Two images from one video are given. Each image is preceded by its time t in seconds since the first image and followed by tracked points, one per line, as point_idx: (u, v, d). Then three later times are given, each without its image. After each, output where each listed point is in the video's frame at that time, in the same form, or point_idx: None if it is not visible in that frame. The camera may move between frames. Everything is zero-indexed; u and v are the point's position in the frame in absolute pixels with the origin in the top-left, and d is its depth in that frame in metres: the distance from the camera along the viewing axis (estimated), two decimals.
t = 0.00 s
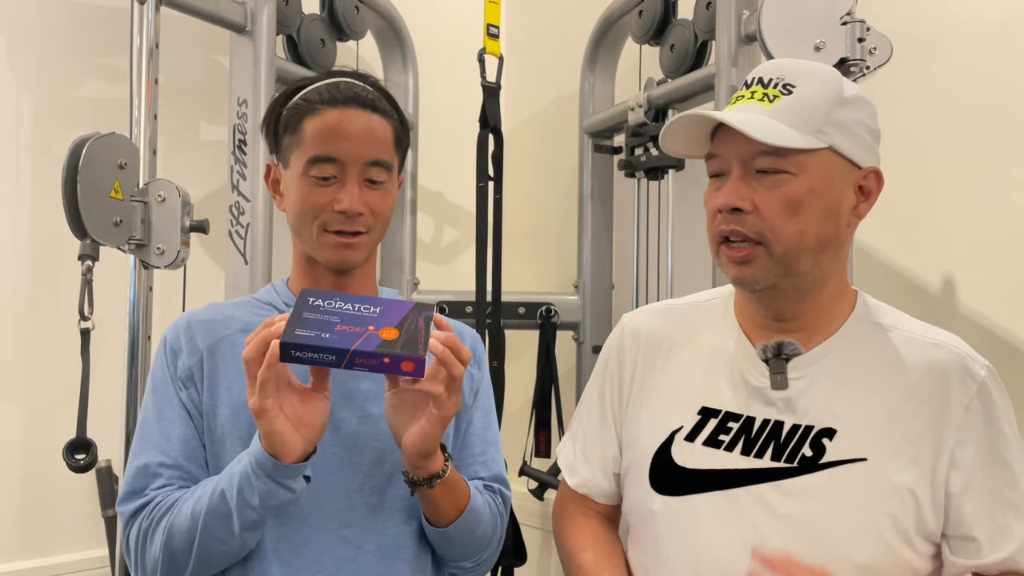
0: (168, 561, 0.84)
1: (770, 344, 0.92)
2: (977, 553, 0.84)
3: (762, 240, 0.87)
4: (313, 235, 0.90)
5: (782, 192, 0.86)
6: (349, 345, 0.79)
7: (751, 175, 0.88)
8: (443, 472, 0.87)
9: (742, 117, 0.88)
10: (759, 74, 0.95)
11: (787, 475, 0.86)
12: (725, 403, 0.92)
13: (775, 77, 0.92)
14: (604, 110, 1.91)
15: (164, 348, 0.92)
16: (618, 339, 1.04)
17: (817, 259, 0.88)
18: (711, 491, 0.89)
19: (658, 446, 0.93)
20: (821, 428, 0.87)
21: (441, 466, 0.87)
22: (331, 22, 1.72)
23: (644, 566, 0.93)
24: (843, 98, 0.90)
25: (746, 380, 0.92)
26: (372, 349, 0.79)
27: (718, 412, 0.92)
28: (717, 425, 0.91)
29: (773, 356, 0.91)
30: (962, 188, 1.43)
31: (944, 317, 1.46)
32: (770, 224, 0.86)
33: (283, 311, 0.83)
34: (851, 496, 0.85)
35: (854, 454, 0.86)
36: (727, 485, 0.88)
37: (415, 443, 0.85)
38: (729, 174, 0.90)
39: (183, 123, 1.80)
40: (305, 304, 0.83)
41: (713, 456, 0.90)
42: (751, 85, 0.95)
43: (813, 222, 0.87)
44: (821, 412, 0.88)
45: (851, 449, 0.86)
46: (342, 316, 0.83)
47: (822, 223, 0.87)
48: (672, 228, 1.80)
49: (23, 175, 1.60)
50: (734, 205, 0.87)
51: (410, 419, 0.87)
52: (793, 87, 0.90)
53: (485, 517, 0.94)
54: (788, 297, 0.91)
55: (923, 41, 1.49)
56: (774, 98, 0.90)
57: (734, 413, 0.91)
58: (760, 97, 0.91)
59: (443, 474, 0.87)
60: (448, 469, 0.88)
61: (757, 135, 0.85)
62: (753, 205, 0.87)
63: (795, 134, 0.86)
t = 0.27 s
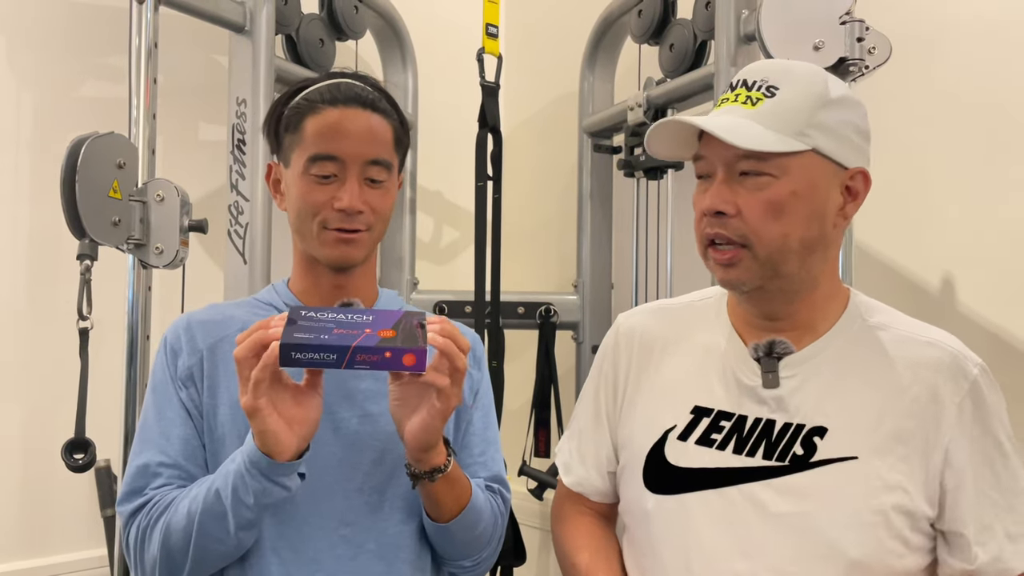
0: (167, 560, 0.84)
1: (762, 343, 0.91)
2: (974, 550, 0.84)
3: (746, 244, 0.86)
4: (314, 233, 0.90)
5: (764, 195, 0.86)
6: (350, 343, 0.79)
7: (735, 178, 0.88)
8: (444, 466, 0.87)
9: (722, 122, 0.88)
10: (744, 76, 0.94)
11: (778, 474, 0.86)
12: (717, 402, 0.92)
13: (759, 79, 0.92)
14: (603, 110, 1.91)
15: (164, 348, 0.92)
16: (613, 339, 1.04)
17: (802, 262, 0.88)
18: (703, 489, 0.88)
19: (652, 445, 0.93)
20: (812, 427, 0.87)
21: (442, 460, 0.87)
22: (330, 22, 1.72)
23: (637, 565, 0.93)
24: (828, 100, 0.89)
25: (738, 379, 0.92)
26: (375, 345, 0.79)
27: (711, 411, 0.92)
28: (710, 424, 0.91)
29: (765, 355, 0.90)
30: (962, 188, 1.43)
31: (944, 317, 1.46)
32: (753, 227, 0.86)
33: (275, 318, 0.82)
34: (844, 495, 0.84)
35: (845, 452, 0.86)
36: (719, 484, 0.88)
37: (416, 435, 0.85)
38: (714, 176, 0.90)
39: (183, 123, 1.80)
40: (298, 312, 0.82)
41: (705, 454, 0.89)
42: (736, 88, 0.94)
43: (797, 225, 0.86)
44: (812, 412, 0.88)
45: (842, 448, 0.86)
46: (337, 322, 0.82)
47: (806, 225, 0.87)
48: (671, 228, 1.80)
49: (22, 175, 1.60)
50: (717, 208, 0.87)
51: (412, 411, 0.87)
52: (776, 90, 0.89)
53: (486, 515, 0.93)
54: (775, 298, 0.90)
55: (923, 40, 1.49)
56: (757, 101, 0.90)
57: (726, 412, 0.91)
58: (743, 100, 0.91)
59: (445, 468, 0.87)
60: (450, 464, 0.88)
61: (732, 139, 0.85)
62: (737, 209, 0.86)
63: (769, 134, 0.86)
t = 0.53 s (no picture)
0: (165, 560, 0.84)
1: (760, 341, 0.91)
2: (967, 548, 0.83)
3: (732, 240, 0.86)
4: (311, 230, 0.90)
5: (750, 193, 0.86)
6: (342, 345, 0.78)
7: (723, 175, 0.88)
8: (444, 465, 0.87)
9: (711, 120, 0.89)
10: (740, 76, 0.95)
11: (776, 472, 0.86)
12: (716, 399, 0.92)
13: (752, 79, 0.92)
14: (603, 109, 1.91)
15: (162, 347, 0.92)
16: (613, 339, 1.03)
17: (790, 260, 0.87)
18: (701, 488, 0.88)
19: (651, 443, 0.93)
20: (810, 426, 0.87)
21: (442, 459, 0.87)
22: (330, 21, 1.72)
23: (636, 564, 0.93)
24: (820, 98, 0.89)
25: (737, 377, 0.92)
26: (366, 347, 0.78)
27: (710, 409, 0.91)
28: (708, 422, 0.91)
29: (763, 354, 0.90)
30: (962, 187, 1.43)
31: (943, 316, 1.46)
32: (738, 224, 0.86)
33: (273, 315, 0.82)
34: (844, 493, 0.84)
35: (843, 450, 0.85)
36: (717, 483, 0.88)
37: (415, 433, 0.85)
38: (704, 174, 0.90)
39: (182, 122, 1.79)
40: (292, 312, 0.81)
41: (702, 453, 0.89)
42: (730, 87, 0.95)
43: (781, 223, 0.86)
44: (811, 410, 0.88)
45: (842, 445, 0.86)
46: (332, 322, 0.81)
47: (793, 223, 0.86)
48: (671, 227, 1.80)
49: (21, 174, 1.60)
50: (704, 205, 0.88)
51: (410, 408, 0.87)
52: (767, 89, 0.89)
53: (486, 514, 0.93)
54: (766, 295, 0.90)
55: (923, 39, 1.49)
56: (747, 100, 0.90)
57: (725, 410, 0.91)
58: (734, 99, 0.92)
59: (445, 467, 0.87)
60: (451, 462, 0.88)
61: (716, 139, 0.85)
62: (723, 206, 0.87)
63: (755, 132, 0.86)
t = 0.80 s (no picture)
0: (165, 559, 0.83)
1: (765, 340, 0.91)
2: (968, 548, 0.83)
3: (738, 239, 0.86)
4: (311, 232, 0.90)
5: (755, 191, 0.86)
6: (350, 350, 0.78)
7: (728, 174, 0.88)
8: (448, 464, 0.87)
9: (716, 119, 0.88)
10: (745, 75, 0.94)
11: (780, 471, 0.86)
12: (721, 398, 0.91)
13: (757, 78, 0.92)
14: (604, 108, 1.90)
15: (163, 346, 0.92)
16: (618, 339, 1.03)
17: (796, 259, 0.87)
18: (706, 487, 0.88)
19: (656, 442, 0.93)
20: (815, 425, 0.87)
21: (446, 458, 0.87)
22: (330, 20, 1.71)
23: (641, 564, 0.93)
24: (826, 98, 0.88)
25: (741, 376, 0.91)
26: (374, 351, 0.78)
27: (715, 408, 0.91)
28: (713, 421, 0.91)
29: (768, 353, 0.90)
30: (963, 186, 1.43)
31: (944, 316, 1.46)
32: (743, 223, 0.86)
33: (276, 319, 0.81)
34: (848, 492, 0.84)
35: (848, 450, 0.85)
36: (721, 482, 0.87)
37: (419, 433, 0.85)
38: (710, 172, 0.90)
39: (182, 121, 1.79)
40: (297, 316, 0.81)
41: (706, 452, 0.89)
42: (735, 86, 0.94)
43: (785, 222, 0.86)
44: (815, 410, 0.87)
45: (847, 445, 0.85)
46: (337, 325, 0.81)
47: (799, 222, 0.86)
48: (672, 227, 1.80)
49: (21, 173, 1.60)
50: (709, 204, 0.88)
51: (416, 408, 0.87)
52: (772, 88, 0.89)
53: (487, 514, 0.93)
54: (771, 295, 0.90)
55: (925, 38, 1.49)
56: (752, 99, 0.90)
57: (730, 409, 0.90)
58: (739, 98, 0.92)
59: (448, 466, 0.87)
60: (454, 462, 0.88)
61: (721, 138, 0.85)
62: (728, 205, 0.87)
63: (761, 131, 0.86)
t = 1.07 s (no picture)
0: (165, 559, 0.83)
1: (771, 341, 0.91)
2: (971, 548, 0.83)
3: (747, 241, 0.86)
4: (312, 233, 0.90)
5: (766, 194, 0.86)
6: (350, 354, 0.78)
7: (738, 176, 0.88)
8: (448, 467, 0.87)
9: (722, 121, 0.88)
10: (753, 75, 0.94)
11: (785, 470, 0.86)
12: (727, 399, 0.91)
13: (767, 78, 0.91)
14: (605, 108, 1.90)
15: (164, 345, 0.92)
16: (622, 339, 1.03)
17: (803, 261, 0.87)
18: (710, 486, 0.88)
19: (661, 442, 0.92)
20: (821, 425, 0.86)
21: (446, 461, 0.87)
22: (331, 20, 1.71)
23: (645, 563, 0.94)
24: (835, 100, 0.88)
25: (747, 376, 0.91)
26: (375, 355, 0.78)
27: (720, 409, 0.91)
28: (719, 421, 0.91)
29: (774, 353, 0.90)
30: (963, 187, 1.43)
31: (945, 315, 1.46)
32: (752, 224, 0.86)
33: (279, 319, 0.81)
34: (851, 492, 0.84)
35: (854, 450, 0.85)
36: (725, 482, 0.87)
37: (420, 436, 0.85)
38: (718, 174, 0.90)
39: (182, 121, 1.79)
40: (299, 316, 0.81)
41: (711, 452, 0.89)
42: (744, 87, 0.94)
43: (795, 225, 0.86)
44: (821, 409, 0.87)
45: (853, 444, 0.85)
46: (338, 327, 0.81)
47: (808, 225, 0.86)
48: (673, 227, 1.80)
49: (22, 172, 1.60)
50: (718, 206, 0.87)
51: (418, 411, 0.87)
52: (783, 89, 0.89)
53: (487, 515, 0.93)
54: (777, 296, 0.90)
55: (926, 38, 1.49)
56: (762, 100, 0.89)
57: (736, 409, 0.90)
58: (749, 99, 0.91)
59: (449, 469, 0.87)
60: (455, 464, 0.88)
61: (732, 141, 0.84)
62: (738, 207, 0.86)
63: (770, 133, 0.85)
